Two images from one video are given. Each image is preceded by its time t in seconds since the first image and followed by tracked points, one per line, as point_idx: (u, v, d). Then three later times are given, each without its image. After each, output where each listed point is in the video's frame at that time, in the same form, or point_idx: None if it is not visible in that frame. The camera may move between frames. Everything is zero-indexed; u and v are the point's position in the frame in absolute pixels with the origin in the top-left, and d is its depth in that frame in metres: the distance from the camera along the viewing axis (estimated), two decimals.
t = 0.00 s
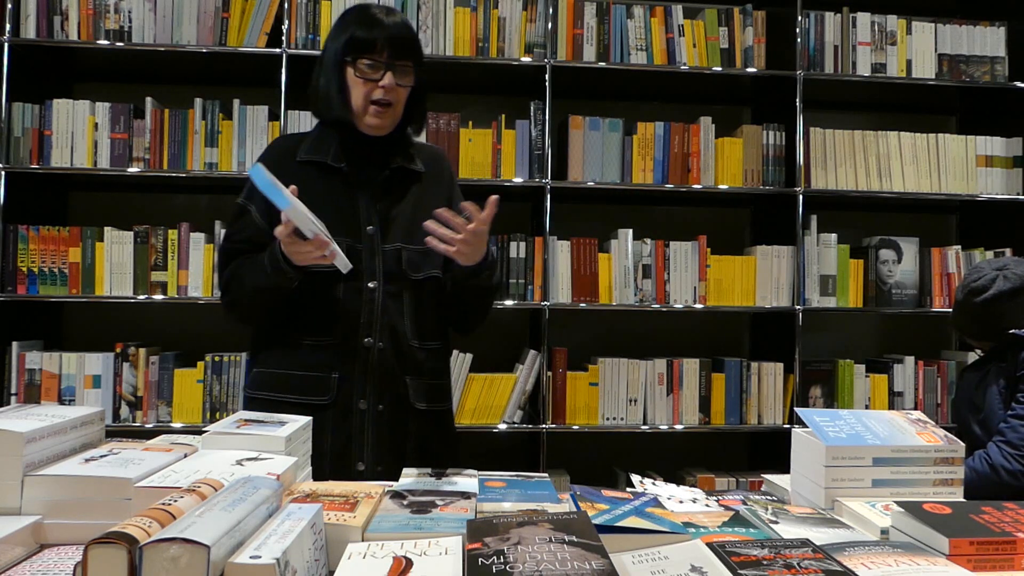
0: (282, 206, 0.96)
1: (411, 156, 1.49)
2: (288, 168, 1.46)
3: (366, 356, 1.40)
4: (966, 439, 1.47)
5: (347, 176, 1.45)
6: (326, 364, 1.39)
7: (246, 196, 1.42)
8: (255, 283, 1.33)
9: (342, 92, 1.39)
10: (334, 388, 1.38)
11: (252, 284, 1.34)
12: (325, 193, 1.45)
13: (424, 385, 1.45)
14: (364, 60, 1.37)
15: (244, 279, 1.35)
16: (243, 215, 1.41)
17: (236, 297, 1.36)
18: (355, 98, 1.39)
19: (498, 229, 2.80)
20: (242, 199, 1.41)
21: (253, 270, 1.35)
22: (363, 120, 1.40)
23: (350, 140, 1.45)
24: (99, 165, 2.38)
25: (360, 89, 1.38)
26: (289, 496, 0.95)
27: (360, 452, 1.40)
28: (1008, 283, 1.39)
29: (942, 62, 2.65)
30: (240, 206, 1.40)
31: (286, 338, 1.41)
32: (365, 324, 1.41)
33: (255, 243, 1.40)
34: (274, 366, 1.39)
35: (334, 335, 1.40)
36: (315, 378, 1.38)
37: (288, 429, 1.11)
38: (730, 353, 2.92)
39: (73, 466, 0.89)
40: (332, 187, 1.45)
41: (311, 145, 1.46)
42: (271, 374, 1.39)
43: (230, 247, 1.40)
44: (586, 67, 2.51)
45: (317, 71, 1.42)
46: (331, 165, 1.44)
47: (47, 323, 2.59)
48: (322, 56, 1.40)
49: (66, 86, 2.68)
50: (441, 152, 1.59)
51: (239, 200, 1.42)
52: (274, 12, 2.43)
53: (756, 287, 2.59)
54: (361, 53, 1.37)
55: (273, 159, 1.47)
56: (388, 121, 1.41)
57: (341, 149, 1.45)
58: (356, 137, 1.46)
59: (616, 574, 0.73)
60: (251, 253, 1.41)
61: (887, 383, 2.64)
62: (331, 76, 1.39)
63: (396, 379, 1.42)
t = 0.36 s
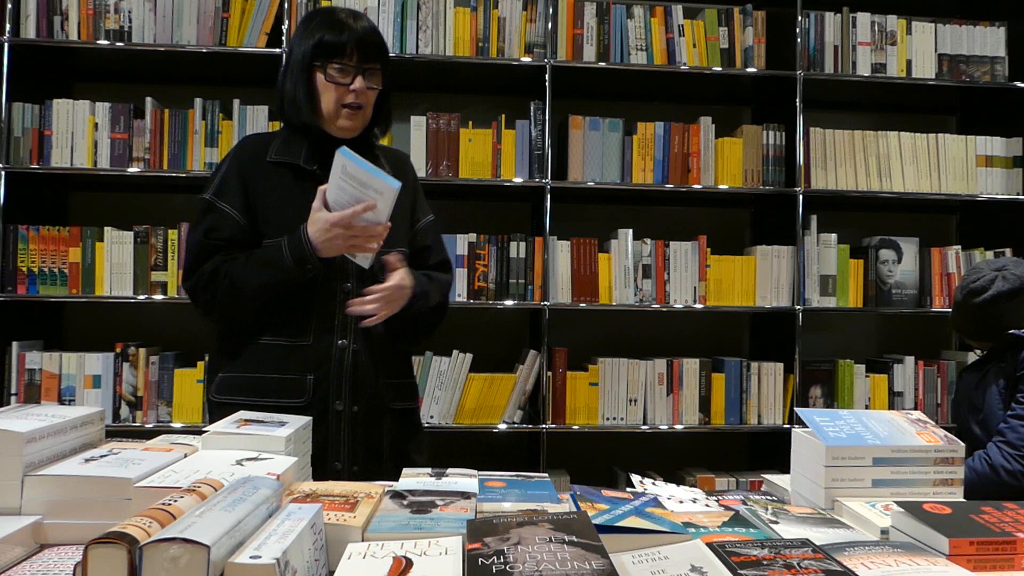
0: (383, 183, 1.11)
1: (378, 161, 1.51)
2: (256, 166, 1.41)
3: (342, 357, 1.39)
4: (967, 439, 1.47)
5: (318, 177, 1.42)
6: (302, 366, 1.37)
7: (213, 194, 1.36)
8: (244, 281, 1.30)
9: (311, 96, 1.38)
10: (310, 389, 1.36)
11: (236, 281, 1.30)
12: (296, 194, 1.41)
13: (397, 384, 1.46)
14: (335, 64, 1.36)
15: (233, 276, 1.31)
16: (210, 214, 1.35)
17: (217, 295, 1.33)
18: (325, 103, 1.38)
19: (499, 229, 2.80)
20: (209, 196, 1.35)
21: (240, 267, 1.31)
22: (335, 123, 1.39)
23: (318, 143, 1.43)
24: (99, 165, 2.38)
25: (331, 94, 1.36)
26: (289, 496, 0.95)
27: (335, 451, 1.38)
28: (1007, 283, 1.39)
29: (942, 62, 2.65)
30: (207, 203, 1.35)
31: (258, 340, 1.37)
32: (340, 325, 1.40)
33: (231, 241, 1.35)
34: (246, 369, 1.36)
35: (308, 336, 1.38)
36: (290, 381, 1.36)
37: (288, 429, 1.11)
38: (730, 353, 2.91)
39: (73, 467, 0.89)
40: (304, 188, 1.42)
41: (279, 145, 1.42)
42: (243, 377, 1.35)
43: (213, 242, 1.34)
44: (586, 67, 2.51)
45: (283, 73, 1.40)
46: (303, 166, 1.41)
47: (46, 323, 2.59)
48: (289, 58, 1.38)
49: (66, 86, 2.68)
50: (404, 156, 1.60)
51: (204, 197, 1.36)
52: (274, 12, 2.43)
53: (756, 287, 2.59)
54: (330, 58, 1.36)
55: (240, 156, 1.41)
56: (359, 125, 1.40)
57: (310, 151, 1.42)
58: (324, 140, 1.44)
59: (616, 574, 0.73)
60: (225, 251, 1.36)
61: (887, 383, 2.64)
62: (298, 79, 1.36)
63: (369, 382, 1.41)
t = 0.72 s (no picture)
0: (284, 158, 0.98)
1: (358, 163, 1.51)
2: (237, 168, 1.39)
3: (332, 360, 1.40)
4: (967, 439, 1.47)
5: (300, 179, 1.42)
6: (291, 370, 1.38)
7: (194, 198, 1.35)
8: (229, 287, 1.29)
9: (297, 98, 1.36)
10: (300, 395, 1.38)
11: (220, 287, 1.29)
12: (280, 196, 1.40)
13: (383, 384, 1.47)
14: (323, 68, 1.35)
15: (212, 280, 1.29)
16: (192, 217, 1.34)
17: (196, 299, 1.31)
18: (312, 106, 1.37)
19: (498, 229, 2.80)
20: (190, 200, 1.35)
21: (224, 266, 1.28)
22: (321, 125, 1.39)
23: (301, 144, 1.43)
24: (99, 164, 2.38)
25: (318, 97, 1.36)
26: (289, 496, 0.95)
27: (328, 452, 1.39)
28: (1008, 283, 1.39)
29: (942, 62, 2.65)
30: (188, 207, 1.35)
31: (243, 344, 1.37)
32: (326, 329, 1.40)
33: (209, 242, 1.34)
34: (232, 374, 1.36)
35: (295, 341, 1.39)
36: (279, 385, 1.37)
37: (288, 429, 1.11)
38: (730, 353, 2.92)
39: (73, 467, 0.89)
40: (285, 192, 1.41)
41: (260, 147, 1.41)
42: (229, 383, 1.36)
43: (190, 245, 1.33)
44: (586, 67, 2.51)
45: (267, 72, 1.38)
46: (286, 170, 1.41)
47: (46, 323, 2.59)
48: (274, 58, 1.36)
49: (66, 86, 2.68)
50: (383, 158, 1.61)
51: (185, 201, 1.36)
52: (275, 11, 2.43)
53: (756, 287, 2.59)
54: (318, 61, 1.35)
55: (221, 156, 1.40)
56: (343, 129, 1.41)
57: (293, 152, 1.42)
58: (307, 141, 1.44)
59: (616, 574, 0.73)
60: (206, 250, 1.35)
61: (887, 383, 2.64)
62: (284, 80, 1.35)
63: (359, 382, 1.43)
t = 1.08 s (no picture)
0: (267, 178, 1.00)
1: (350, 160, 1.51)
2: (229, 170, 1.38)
3: (336, 358, 1.40)
4: (967, 439, 1.47)
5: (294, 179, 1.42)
6: (295, 370, 1.37)
7: (188, 203, 1.35)
8: (227, 293, 1.28)
9: (287, 95, 1.37)
10: (304, 395, 1.36)
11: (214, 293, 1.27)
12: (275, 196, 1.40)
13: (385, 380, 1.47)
14: (312, 65, 1.37)
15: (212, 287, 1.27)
16: (187, 222, 1.34)
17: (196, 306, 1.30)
18: (303, 103, 1.38)
19: (498, 229, 2.80)
20: (184, 204, 1.34)
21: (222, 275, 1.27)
22: (312, 122, 1.40)
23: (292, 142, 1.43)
24: (99, 164, 2.38)
25: (309, 94, 1.37)
26: (289, 496, 0.95)
27: (334, 449, 1.38)
28: (1008, 283, 1.39)
29: (942, 62, 2.65)
30: (182, 212, 1.34)
31: (243, 346, 1.37)
32: (328, 327, 1.40)
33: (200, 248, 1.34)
34: (236, 376, 1.36)
35: (296, 341, 1.38)
36: (284, 385, 1.36)
37: (288, 429, 1.11)
38: (730, 353, 2.92)
39: (73, 467, 0.89)
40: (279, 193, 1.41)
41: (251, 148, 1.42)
42: (232, 386, 1.35)
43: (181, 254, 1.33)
44: (586, 67, 2.51)
45: (256, 74, 1.38)
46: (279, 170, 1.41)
47: (46, 323, 2.59)
48: (262, 57, 1.37)
49: (66, 86, 2.68)
50: (373, 154, 1.61)
51: (179, 206, 1.35)
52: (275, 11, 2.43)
53: (756, 287, 2.59)
54: (307, 58, 1.37)
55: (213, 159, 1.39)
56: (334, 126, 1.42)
57: (285, 151, 1.42)
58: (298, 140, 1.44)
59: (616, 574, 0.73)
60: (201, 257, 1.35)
61: (887, 384, 2.64)
62: (274, 78, 1.35)
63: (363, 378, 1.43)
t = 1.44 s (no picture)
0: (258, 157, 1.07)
1: (365, 161, 1.52)
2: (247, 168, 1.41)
3: (350, 353, 1.41)
4: (967, 439, 1.46)
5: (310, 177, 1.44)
6: (309, 364, 1.39)
7: (206, 198, 1.38)
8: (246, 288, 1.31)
9: (310, 95, 1.37)
10: (318, 388, 1.39)
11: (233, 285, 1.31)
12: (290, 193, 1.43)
13: (397, 377, 1.49)
14: (336, 65, 1.37)
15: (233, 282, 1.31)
16: (205, 217, 1.37)
17: (217, 300, 1.33)
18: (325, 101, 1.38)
19: (499, 229, 2.80)
20: (202, 200, 1.37)
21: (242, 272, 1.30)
22: (331, 120, 1.40)
23: (310, 142, 1.45)
24: (99, 165, 2.38)
25: (331, 93, 1.37)
26: (289, 496, 0.95)
27: (342, 446, 1.40)
28: (1008, 282, 1.39)
29: (942, 62, 2.65)
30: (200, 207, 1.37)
31: (259, 341, 1.39)
32: (343, 323, 1.41)
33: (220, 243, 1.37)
34: (250, 370, 1.38)
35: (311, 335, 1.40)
36: (299, 379, 1.38)
37: (288, 429, 1.11)
38: (730, 354, 2.92)
39: (73, 467, 0.89)
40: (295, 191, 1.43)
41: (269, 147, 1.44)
42: (247, 380, 1.38)
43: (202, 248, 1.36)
44: (586, 67, 2.51)
45: (278, 76, 1.38)
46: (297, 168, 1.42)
47: (46, 323, 2.59)
48: (285, 56, 1.36)
49: (65, 86, 2.67)
50: (387, 157, 1.62)
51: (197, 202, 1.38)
52: (275, 11, 2.43)
53: (756, 287, 2.59)
54: (332, 58, 1.37)
55: (232, 157, 1.42)
56: (352, 126, 1.42)
57: (302, 151, 1.44)
58: (314, 140, 1.46)
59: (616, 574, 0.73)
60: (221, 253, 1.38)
61: (887, 384, 2.64)
62: (298, 79, 1.36)
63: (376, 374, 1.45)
